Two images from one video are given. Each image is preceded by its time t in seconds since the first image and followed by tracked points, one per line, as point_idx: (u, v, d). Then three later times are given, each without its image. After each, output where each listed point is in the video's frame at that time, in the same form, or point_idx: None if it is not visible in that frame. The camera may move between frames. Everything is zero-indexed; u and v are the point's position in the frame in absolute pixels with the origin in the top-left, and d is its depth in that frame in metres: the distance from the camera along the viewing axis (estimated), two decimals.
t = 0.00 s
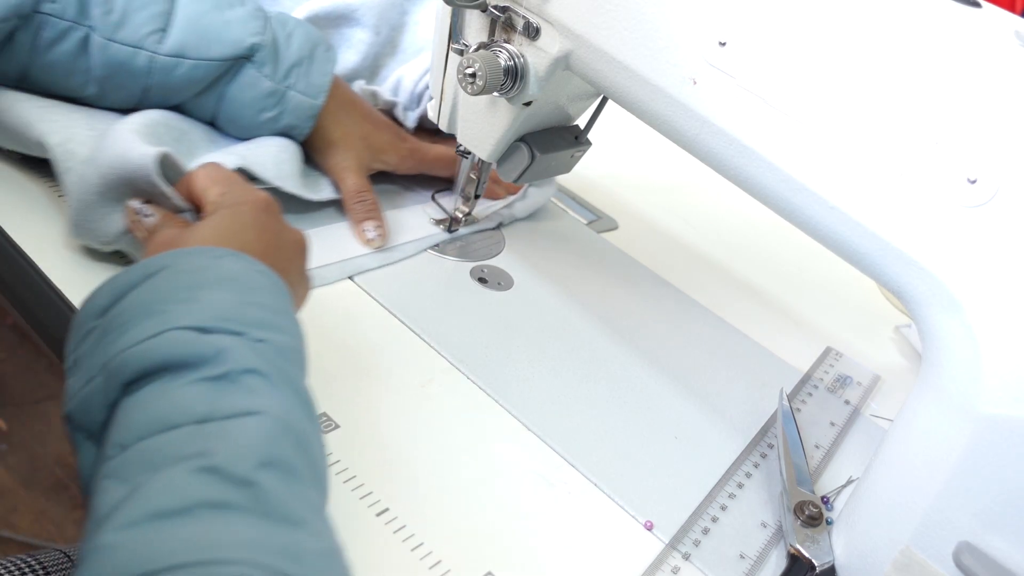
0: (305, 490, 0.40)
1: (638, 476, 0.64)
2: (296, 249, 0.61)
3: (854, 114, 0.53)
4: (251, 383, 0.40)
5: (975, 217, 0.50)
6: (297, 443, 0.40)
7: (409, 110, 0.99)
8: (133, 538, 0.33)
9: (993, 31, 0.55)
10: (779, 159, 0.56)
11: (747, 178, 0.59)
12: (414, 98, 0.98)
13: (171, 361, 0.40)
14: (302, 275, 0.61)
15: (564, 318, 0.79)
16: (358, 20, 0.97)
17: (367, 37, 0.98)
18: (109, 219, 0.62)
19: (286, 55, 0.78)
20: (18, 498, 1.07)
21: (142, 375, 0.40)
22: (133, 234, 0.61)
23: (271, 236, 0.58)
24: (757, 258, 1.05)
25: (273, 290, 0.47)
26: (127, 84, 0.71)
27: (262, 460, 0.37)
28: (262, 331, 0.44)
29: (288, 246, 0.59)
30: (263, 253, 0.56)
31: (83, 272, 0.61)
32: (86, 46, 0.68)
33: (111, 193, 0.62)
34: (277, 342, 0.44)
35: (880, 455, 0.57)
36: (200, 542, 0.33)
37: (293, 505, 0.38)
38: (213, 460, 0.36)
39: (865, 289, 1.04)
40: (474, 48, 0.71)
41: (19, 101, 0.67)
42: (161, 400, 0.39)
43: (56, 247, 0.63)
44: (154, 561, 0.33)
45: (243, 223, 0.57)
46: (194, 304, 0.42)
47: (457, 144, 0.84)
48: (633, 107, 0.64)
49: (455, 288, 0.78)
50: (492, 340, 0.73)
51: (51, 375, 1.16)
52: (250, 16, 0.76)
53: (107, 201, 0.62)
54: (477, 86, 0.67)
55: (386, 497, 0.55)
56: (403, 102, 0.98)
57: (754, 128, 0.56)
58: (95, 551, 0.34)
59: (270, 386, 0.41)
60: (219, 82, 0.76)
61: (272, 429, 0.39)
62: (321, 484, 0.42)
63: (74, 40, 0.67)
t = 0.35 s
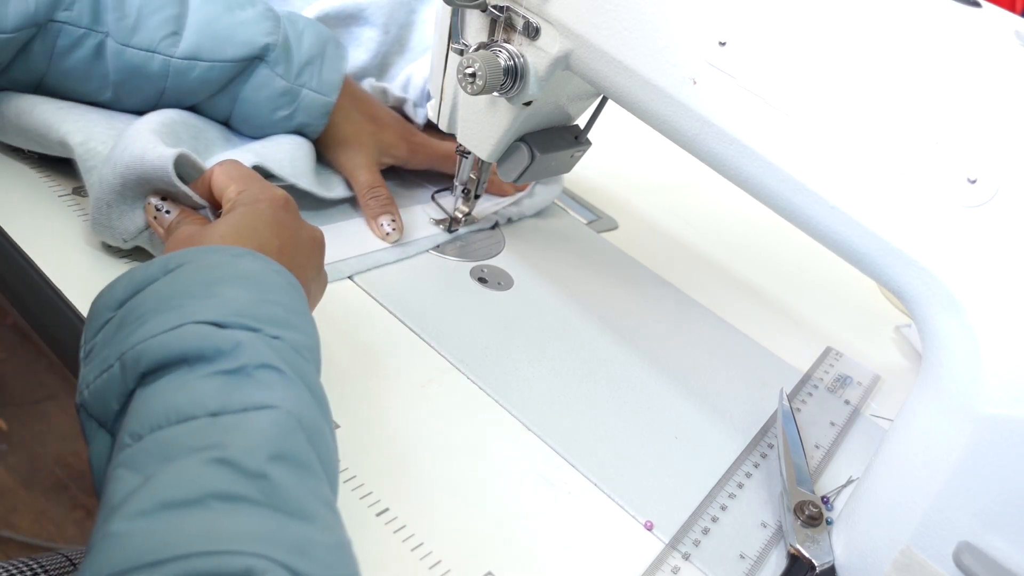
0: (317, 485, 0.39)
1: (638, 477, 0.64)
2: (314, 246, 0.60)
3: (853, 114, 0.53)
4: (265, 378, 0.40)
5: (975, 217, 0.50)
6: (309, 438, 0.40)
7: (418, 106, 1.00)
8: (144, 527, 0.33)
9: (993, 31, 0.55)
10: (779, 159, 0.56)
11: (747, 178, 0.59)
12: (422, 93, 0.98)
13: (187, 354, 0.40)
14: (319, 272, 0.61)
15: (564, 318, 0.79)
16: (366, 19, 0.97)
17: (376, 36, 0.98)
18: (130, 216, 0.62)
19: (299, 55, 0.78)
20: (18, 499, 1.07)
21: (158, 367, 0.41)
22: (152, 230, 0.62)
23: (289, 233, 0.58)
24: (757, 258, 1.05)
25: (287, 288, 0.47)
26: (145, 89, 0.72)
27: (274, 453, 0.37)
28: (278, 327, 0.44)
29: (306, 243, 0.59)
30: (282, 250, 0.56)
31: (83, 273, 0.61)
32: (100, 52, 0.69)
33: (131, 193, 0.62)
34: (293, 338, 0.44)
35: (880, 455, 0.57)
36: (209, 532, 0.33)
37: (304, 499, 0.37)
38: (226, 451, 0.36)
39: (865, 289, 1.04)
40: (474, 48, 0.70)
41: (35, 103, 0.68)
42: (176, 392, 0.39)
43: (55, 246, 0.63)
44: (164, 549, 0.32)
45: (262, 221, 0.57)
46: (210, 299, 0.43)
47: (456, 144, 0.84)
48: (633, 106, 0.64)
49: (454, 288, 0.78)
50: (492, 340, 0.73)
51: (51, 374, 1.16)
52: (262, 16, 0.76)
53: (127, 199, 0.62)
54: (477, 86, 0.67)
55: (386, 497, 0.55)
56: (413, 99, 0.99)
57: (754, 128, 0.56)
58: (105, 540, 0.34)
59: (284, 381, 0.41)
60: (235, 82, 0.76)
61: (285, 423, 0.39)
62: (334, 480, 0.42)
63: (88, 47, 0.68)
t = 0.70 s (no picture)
0: (313, 488, 0.39)
1: (638, 477, 0.64)
2: (308, 248, 0.60)
3: (854, 114, 0.53)
4: (262, 381, 0.40)
5: (975, 217, 0.50)
6: (306, 442, 0.40)
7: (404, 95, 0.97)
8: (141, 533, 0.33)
9: (993, 31, 0.55)
10: (780, 158, 0.56)
11: (748, 178, 0.59)
12: (411, 84, 0.96)
13: (182, 357, 0.40)
14: (316, 271, 0.61)
15: (564, 318, 0.79)
16: (347, 16, 0.92)
17: (360, 34, 0.93)
18: (126, 223, 0.63)
19: (195, 42, 0.71)
20: (18, 498, 1.07)
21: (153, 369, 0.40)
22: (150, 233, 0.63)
23: (286, 234, 0.57)
24: (757, 258, 1.05)
25: (285, 289, 0.47)
26: (31, 81, 0.67)
27: (271, 458, 0.37)
28: (275, 329, 0.44)
29: (301, 245, 0.58)
30: (278, 253, 0.55)
31: (81, 273, 0.62)
32: None
33: (118, 197, 0.61)
34: (291, 340, 0.44)
35: (880, 455, 0.57)
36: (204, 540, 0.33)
37: (301, 504, 0.37)
38: (222, 457, 0.36)
39: (865, 289, 1.04)
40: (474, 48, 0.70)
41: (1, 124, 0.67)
42: (172, 395, 0.39)
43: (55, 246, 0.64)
44: (160, 558, 0.33)
45: (259, 221, 0.56)
46: (205, 301, 0.42)
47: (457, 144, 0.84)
48: (633, 107, 0.64)
49: (455, 288, 0.78)
50: (492, 341, 0.73)
51: (51, 375, 1.16)
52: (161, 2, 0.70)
53: (117, 205, 0.61)
54: (477, 86, 0.67)
55: (385, 497, 0.55)
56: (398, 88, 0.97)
57: (755, 128, 0.56)
58: (101, 545, 0.34)
59: (281, 385, 0.41)
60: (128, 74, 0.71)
61: (281, 428, 0.39)
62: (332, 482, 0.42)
63: None
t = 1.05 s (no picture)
0: (311, 483, 0.39)
1: (638, 477, 0.64)
2: (307, 247, 0.60)
3: (854, 114, 0.53)
4: (261, 377, 0.40)
5: (975, 217, 0.50)
6: (304, 437, 0.40)
7: (399, 107, 0.98)
8: (138, 526, 0.33)
9: (993, 31, 0.55)
10: (780, 158, 0.56)
11: (747, 178, 0.59)
12: (404, 95, 0.96)
13: (180, 354, 0.40)
14: (315, 268, 0.61)
15: (564, 319, 0.79)
16: (349, 19, 0.98)
17: (360, 37, 0.98)
18: (122, 224, 0.63)
19: (202, 58, 0.74)
20: (18, 498, 1.06)
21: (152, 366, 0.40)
22: (147, 235, 0.63)
23: (283, 232, 0.58)
24: (756, 258, 1.05)
25: (281, 289, 0.47)
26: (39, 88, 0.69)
27: (269, 452, 0.37)
28: (274, 327, 0.44)
29: (299, 244, 0.59)
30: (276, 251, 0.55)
31: (81, 274, 0.62)
32: None
33: (117, 197, 0.62)
34: (289, 338, 0.44)
35: (880, 455, 0.57)
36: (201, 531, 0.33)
37: (299, 498, 0.37)
38: (220, 452, 0.36)
39: (865, 289, 1.04)
40: (474, 48, 0.70)
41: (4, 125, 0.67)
42: (170, 392, 0.39)
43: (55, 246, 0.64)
44: (156, 550, 0.32)
45: (255, 219, 0.56)
46: (204, 299, 0.42)
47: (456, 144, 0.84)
48: (633, 107, 0.64)
49: (454, 288, 0.78)
50: (492, 341, 0.73)
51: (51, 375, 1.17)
52: (169, 17, 0.73)
53: (115, 205, 0.62)
54: (477, 86, 0.67)
55: (385, 497, 0.55)
56: (392, 100, 0.97)
57: (756, 128, 0.56)
58: (98, 539, 0.34)
59: (280, 381, 0.41)
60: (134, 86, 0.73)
61: (279, 423, 0.39)
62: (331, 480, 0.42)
63: None
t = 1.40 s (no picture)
0: (337, 460, 0.38)
1: (638, 477, 0.64)
2: (328, 240, 0.61)
3: (854, 114, 0.53)
4: (285, 360, 0.39)
5: (975, 217, 0.50)
6: (329, 417, 0.39)
7: (409, 107, 0.98)
8: (162, 498, 0.32)
9: (993, 31, 0.55)
10: (780, 158, 0.56)
11: (747, 178, 0.59)
12: (413, 94, 0.96)
13: (203, 335, 0.39)
14: (333, 262, 0.61)
15: (564, 319, 0.79)
16: (358, 17, 0.98)
17: (368, 34, 0.98)
18: (142, 220, 0.64)
19: (220, 57, 0.72)
20: (18, 498, 1.06)
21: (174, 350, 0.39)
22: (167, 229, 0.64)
23: (302, 225, 0.58)
24: (757, 258, 1.05)
25: (299, 272, 0.46)
26: (56, 89, 0.67)
27: (293, 427, 0.36)
28: (298, 311, 0.43)
29: (320, 236, 0.59)
30: (298, 242, 0.56)
31: (80, 273, 0.62)
32: (5, 53, 0.63)
33: (137, 192, 0.62)
34: (314, 323, 0.44)
35: (880, 455, 0.57)
36: (226, 501, 0.32)
37: (326, 473, 0.36)
38: (245, 427, 0.35)
39: (865, 289, 1.04)
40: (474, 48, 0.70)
41: (16, 117, 0.67)
42: (194, 373, 0.38)
43: (55, 246, 0.63)
44: (181, 520, 0.31)
45: (275, 212, 0.57)
46: (228, 283, 0.42)
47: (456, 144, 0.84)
48: (633, 107, 0.64)
49: (454, 288, 0.78)
50: (493, 341, 0.73)
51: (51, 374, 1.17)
52: (186, 14, 0.70)
53: (134, 202, 0.62)
54: (477, 86, 0.67)
55: (386, 496, 0.55)
56: (403, 99, 0.97)
57: (755, 128, 0.56)
58: (125, 515, 0.33)
59: (303, 362, 0.40)
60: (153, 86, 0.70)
61: (304, 400, 0.38)
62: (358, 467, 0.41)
63: None
